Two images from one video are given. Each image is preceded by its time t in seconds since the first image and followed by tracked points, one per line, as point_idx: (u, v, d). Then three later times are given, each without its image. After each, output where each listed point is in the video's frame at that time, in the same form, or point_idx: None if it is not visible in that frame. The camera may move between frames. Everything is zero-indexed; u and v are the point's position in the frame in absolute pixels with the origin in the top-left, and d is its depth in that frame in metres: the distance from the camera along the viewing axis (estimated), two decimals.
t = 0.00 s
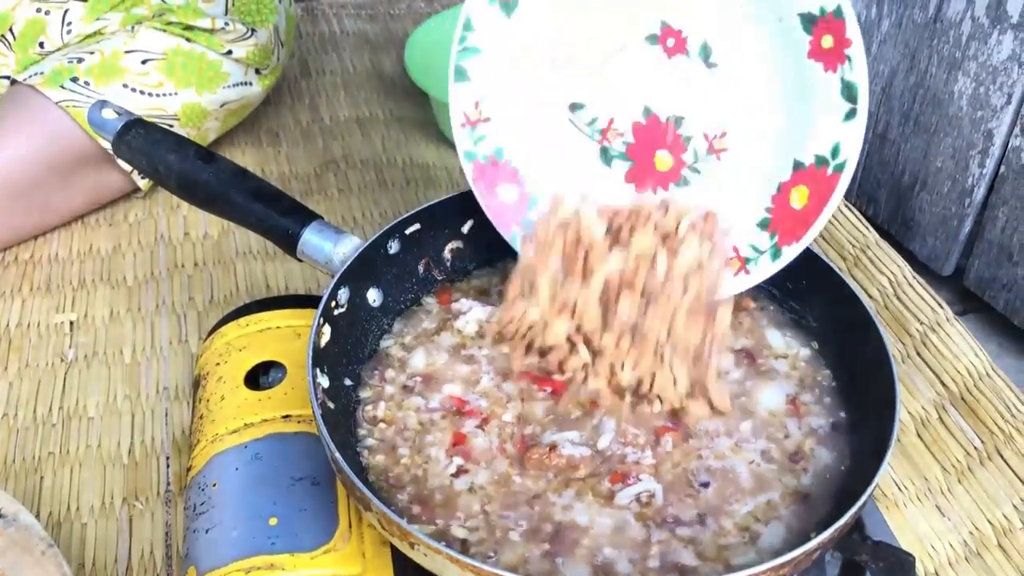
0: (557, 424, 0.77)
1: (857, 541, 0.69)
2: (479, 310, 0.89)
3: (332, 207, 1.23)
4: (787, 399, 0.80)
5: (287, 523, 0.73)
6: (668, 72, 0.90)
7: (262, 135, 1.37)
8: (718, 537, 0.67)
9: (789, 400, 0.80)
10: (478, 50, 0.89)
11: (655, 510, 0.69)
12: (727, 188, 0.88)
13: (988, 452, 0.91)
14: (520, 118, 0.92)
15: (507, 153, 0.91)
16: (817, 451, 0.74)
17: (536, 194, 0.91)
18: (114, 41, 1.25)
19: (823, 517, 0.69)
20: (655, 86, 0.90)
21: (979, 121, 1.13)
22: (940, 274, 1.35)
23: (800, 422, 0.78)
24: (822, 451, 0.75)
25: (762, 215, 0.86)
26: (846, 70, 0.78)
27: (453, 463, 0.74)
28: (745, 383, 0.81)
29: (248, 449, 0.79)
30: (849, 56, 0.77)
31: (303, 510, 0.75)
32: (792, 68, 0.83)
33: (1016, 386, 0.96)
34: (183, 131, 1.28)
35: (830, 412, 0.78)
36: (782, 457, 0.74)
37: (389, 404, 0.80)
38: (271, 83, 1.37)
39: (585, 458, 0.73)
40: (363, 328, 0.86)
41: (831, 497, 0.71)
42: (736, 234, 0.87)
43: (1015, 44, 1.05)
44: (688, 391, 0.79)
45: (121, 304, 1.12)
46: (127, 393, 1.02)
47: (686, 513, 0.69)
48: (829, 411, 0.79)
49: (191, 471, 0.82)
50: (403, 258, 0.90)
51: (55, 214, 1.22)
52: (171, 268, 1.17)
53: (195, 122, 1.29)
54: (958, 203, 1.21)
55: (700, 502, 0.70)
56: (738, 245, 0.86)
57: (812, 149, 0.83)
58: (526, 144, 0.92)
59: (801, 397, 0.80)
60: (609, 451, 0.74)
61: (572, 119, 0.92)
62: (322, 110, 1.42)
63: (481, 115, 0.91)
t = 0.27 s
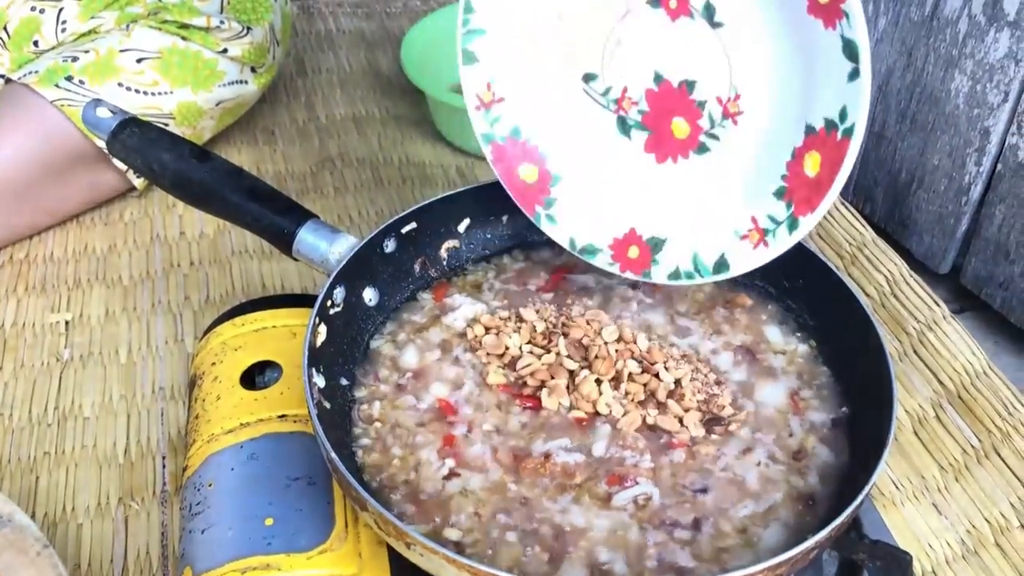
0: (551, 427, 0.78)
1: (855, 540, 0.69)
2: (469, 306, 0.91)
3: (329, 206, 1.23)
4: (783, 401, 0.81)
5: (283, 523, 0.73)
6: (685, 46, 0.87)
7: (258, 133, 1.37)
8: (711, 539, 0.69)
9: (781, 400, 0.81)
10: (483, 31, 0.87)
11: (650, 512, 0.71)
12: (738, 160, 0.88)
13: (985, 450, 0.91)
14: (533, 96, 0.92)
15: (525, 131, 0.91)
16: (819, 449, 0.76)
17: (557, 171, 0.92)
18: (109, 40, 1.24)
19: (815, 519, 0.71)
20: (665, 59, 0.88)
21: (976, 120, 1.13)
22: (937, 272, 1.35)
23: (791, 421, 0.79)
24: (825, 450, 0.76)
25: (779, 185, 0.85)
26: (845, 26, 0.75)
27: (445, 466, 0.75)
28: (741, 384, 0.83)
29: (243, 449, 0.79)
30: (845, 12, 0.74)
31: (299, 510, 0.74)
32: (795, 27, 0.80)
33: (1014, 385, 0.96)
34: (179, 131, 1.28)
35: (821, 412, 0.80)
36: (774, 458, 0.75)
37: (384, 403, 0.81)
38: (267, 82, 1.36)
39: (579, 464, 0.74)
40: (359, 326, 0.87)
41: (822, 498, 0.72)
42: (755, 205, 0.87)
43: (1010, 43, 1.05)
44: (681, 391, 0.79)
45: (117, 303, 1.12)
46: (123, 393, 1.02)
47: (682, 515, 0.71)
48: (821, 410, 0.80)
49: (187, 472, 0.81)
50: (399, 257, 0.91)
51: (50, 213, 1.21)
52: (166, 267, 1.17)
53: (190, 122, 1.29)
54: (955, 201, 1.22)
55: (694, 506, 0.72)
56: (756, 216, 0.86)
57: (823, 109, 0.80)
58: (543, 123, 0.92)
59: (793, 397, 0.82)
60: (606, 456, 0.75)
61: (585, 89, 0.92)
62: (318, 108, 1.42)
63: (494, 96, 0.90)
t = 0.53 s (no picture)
0: (547, 424, 0.78)
1: (853, 537, 0.69)
2: (468, 304, 0.91)
3: (325, 202, 1.22)
4: (781, 397, 0.81)
5: (279, 522, 0.73)
6: (641, 17, 0.87)
7: (254, 130, 1.37)
8: (707, 537, 0.69)
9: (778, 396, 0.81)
10: None
11: (646, 509, 0.71)
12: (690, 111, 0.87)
13: (983, 446, 0.90)
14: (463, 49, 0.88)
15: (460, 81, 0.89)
16: (817, 446, 0.76)
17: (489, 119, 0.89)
18: (105, 37, 1.23)
19: (812, 516, 0.71)
20: (611, 30, 0.88)
21: (974, 115, 1.13)
22: (935, 268, 1.35)
23: (788, 417, 0.79)
24: (823, 446, 0.76)
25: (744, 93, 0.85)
26: None
27: (442, 463, 0.75)
28: (738, 380, 0.83)
29: (239, 447, 0.78)
30: None
31: (295, 508, 0.74)
32: None
33: (1012, 382, 0.96)
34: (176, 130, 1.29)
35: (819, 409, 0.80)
36: (771, 455, 0.75)
37: (381, 400, 0.81)
38: (264, 79, 1.35)
39: (577, 462, 0.74)
40: (354, 322, 0.87)
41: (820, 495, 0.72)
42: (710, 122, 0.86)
43: (1009, 38, 1.05)
44: (680, 387, 0.79)
45: (113, 301, 1.12)
46: (118, 391, 1.01)
47: (679, 513, 0.71)
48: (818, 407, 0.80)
49: (182, 470, 0.81)
50: (396, 254, 0.93)
51: (46, 210, 1.21)
52: (162, 264, 1.16)
53: (187, 121, 1.29)
54: (953, 196, 1.21)
55: (691, 503, 0.71)
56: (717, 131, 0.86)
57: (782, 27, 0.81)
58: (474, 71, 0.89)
59: (790, 393, 0.81)
60: (603, 454, 0.75)
61: (526, 67, 0.89)
62: (314, 104, 1.42)
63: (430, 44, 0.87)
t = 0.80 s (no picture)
0: (543, 419, 0.77)
1: (853, 534, 0.68)
2: (463, 298, 0.90)
3: (319, 195, 1.21)
4: (780, 392, 0.80)
5: (273, 519, 0.72)
6: None
7: (248, 122, 1.35)
8: (705, 533, 0.69)
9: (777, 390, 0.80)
10: None
11: (644, 506, 0.70)
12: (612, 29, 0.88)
13: (984, 440, 0.90)
14: None
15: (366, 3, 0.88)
16: (817, 440, 0.75)
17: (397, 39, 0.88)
18: (90, 23, 1.21)
19: (811, 513, 0.70)
20: None
21: (975, 106, 1.12)
22: (935, 260, 1.34)
23: (788, 411, 0.78)
24: (822, 440, 0.75)
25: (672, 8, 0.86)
26: None
27: (437, 460, 0.74)
28: (737, 375, 0.82)
29: (232, 443, 0.77)
30: None
31: (288, 505, 0.73)
32: None
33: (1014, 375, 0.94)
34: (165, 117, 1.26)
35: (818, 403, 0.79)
36: (770, 450, 0.75)
37: (375, 396, 0.80)
38: (253, 63, 1.33)
39: (573, 458, 0.73)
40: (348, 317, 0.86)
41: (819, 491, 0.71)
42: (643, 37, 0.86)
43: (1010, 27, 1.04)
44: (678, 382, 0.78)
45: (106, 295, 1.11)
46: (111, 386, 1.00)
47: (677, 509, 0.70)
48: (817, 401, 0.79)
49: (175, 466, 0.80)
50: (390, 247, 0.92)
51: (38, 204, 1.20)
52: (155, 258, 1.15)
53: (176, 108, 1.27)
54: (954, 188, 1.20)
55: (688, 499, 0.71)
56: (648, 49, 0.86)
57: None
58: None
59: (789, 388, 0.80)
60: (600, 450, 0.74)
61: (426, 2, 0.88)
62: (309, 95, 1.40)
63: None
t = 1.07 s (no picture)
0: (542, 410, 0.76)
1: (856, 525, 0.68)
2: (461, 288, 0.90)
3: (315, 181, 1.19)
4: (782, 381, 0.79)
5: (268, 511, 0.71)
6: None
7: (242, 107, 1.33)
8: (706, 525, 0.68)
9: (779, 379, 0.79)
10: None
11: (645, 498, 0.69)
12: None
13: (988, 429, 0.88)
14: None
15: None
16: (819, 430, 0.74)
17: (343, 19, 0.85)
18: None
19: (814, 504, 0.69)
20: None
21: (980, 89, 1.10)
22: (938, 246, 1.32)
23: (791, 401, 0.77)
24: (825, 429, 0.74)
25: None
26: None
27: (435, 451, 0.73)
28: (738, 364, 0.81)
29: (226, 435, 0.76)
30: None
31: (284, 497, 0.72)
32: None
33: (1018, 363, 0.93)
34: (154, 97, 1.23)
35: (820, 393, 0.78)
36: (772, 440, 0.74)
37: (372, 386, 0.79)
38: (241, 38, 1.30)
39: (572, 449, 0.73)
40: (344, 307, 0.85)
41: (822, 482, 0.70)
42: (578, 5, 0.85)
43: (1017, 9, 1.01)
44: (679, 371, 0.77)
45: (99, 284, 1.09)
46: (105, 375, 0.99)
47: (678, 501, 0.69)
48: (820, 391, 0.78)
49: (169, 458, 0.79)
50: (387, 236, 0.91)
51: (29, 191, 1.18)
52: (149, 246, 1.14)
53: (165, 86, 1.23)
54: (958, 172, 1.19)
55: (689, 491, 0.70)
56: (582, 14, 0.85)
57: None
58: None
59: (793, 376, 0.80)
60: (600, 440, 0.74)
61: None
62: (304, 81, 1.38)
63: None
